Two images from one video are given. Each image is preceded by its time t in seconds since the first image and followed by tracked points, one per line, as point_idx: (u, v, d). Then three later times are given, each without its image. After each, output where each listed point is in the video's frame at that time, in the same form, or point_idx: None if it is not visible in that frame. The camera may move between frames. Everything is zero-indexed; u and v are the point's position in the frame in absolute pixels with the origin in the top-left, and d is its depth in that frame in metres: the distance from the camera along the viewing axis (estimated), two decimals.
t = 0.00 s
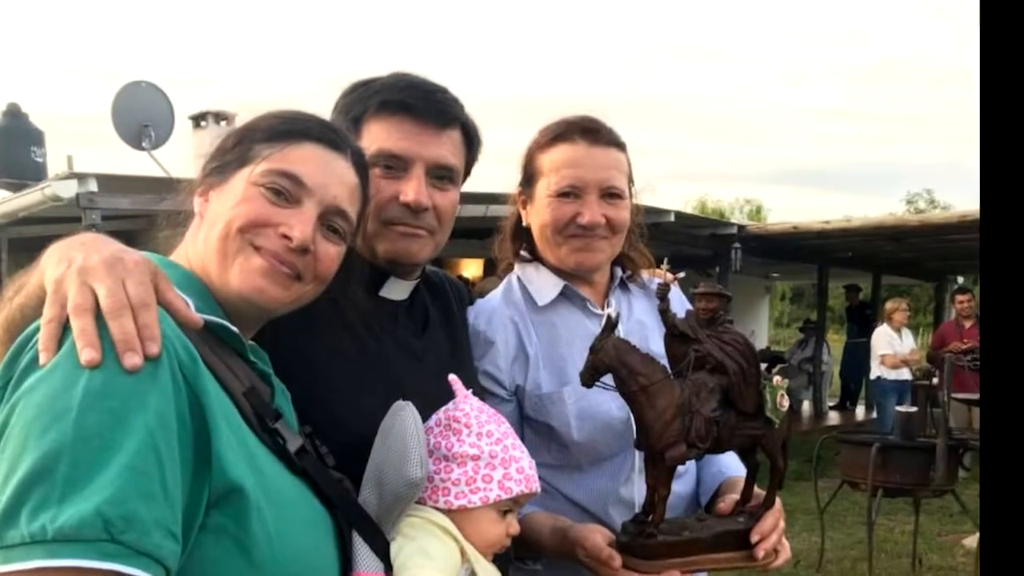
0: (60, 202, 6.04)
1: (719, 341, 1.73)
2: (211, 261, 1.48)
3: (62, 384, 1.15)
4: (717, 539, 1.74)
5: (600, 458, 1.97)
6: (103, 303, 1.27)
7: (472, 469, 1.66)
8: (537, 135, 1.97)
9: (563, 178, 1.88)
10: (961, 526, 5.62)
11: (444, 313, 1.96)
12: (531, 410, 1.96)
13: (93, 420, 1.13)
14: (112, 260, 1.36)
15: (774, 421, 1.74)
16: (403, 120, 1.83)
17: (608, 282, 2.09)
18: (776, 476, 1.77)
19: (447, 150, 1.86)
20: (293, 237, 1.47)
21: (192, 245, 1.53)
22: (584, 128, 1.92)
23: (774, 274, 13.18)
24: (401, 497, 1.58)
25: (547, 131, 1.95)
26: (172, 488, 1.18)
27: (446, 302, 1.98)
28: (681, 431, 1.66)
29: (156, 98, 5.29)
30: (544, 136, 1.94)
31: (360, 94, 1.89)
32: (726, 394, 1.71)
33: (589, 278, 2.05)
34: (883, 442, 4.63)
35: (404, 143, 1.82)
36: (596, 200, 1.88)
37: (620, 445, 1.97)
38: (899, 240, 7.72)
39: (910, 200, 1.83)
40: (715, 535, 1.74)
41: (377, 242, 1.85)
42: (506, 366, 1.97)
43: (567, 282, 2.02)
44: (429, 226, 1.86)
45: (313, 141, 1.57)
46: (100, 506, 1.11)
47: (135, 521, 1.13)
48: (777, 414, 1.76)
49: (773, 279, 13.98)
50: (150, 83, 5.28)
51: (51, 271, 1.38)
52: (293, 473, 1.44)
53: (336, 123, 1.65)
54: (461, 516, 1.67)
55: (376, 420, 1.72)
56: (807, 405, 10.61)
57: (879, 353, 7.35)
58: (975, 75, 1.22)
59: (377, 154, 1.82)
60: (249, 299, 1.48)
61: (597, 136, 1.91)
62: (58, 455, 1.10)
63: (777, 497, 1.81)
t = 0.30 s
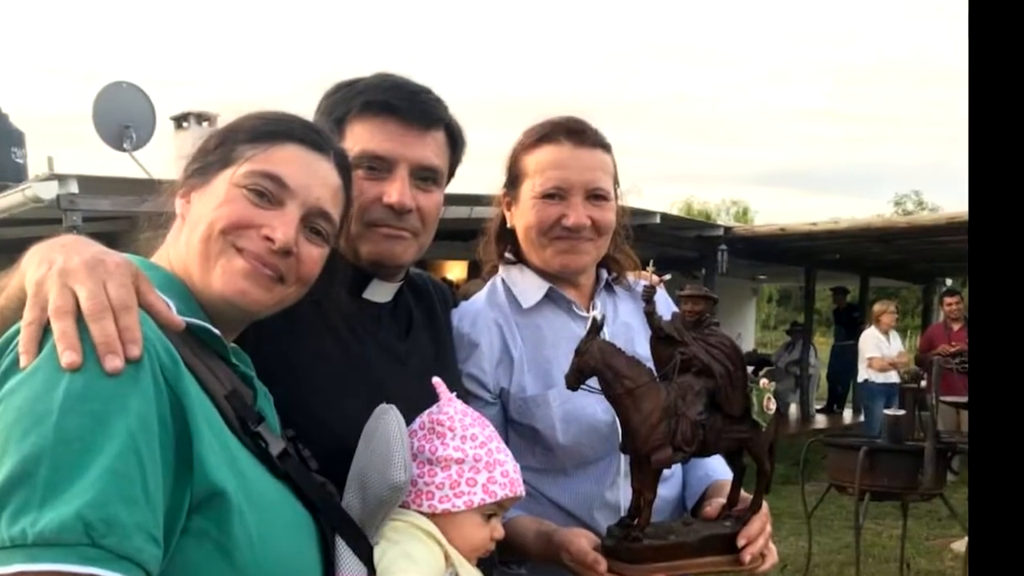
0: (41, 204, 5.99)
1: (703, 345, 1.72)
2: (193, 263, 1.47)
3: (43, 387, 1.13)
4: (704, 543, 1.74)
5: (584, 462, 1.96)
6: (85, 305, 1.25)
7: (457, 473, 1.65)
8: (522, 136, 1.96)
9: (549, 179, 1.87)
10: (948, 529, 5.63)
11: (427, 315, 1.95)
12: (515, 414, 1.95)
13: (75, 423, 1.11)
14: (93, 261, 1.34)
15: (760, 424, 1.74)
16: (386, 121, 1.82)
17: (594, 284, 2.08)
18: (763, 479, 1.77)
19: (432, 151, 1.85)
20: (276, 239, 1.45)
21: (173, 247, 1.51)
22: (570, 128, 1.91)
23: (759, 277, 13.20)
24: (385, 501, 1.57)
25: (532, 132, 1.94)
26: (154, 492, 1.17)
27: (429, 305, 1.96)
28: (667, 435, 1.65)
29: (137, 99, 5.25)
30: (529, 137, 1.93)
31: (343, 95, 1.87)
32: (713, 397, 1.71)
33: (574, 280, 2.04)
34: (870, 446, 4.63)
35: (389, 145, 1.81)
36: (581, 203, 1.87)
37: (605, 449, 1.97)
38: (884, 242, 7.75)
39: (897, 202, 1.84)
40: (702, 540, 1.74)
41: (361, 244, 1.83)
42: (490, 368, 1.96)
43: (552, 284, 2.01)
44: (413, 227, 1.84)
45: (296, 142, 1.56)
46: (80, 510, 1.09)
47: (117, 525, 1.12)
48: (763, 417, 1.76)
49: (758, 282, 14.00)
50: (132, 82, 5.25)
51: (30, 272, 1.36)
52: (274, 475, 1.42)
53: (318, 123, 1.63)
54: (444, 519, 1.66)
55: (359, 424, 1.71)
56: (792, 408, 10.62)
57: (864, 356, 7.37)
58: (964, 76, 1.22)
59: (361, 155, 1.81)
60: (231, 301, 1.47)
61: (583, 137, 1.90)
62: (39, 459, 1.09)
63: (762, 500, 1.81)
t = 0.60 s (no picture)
0: (19, 206, 5.93)
1: (687, 348, 1.72)
2: (172, 266, 1.45)
3: (20, 391, 1.12)
4: (688, 548, 1.73)
5: (567, 466, 1.95)
6: (63, 309, 1.23)
7: (439, 477, 1.64)
8: (505, 138, 1.95)
9: (532, 182, 1.86)
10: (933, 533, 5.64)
11: (409, 318, 1.94)
12: (497, 418, 1.94)
13: (53, 426, 1.09)
14: (71, 264, 1.32)
15: (745, 428, 1.73)
16: (367, 122, 1.81)
17: (577, 287, 2.07)
18: (749, 484, 1.76)
19: (414, 153, 1.83)
20: (256, 242, 1.43)
21: (152, 249, 1.49)
22: (553, 129, 1.90)
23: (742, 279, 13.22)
24: (366, 506, 1.55)
25: (515, 133, 1.93)
26: (133, 496, 1.14)
27: (411, 308, 1.95)
28: (651, 439, 1.64)
29: (117, 101, 5.20)
30: (512, 138, 1.92)
31: (324, 96, 1.86)
32: (697, 400, 1.69)
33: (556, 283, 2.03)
34: (856, 450, 4.64)
35: (371, 146, 1.80)
36: (564, 205, 1.86)
37: (588, 453, 1.95)
38: (867, 246, 7.77)
39: (884, 202, 1.85)
40: (686, 545, 1.73)
41: (342, 246, 1.82)
42: (472, 372, 1.95)
43: (535, 287, 2.00)
44: (395, 230, 1.83)
45: (277, 143, 1.54)
46: (58, 514, 1.07)
47: (95, 530, 1.10)
48: (749, 422, 1.74)
49: (741, 284, 14.03)
50: (112, 83, 5.20)
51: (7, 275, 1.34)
52: (254, 480, 1.41)
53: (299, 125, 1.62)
54: (426, 525, 1.64)
55: (340, 428, 1.70)
56: (777, 412, 10.64)
57: (848, 359, 7.38)
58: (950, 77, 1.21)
59: (342, 156, 1.80)
60: (211, 304, 1.45)
61: (566, 139, 1.89)
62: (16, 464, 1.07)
63: (746, 505, 1.80)
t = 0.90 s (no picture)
0: None
1: (673, 350, 1.71)
2: (154, 268, 1.43)
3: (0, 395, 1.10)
4: (674, 552, 1.72)
5: (552, 470, 1.94)
6: (44, 311, 1.21)
7: (423, 481, 1.63)
8: (490, 139, 1.94)
9: (517, 183, 1.85)
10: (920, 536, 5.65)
11: (393, 321, 1.92)
12: (482, 422, 1.92)
13: (34, 430, 1.08)
14: (52, 266, 1.30)
15: (732, 431, 1.73)
16: (351, 123, 1.80)
17: (562, 289, 2.06)
18: (735, 488, 1.76)
19: (398, 154, 1.82)
20: (239, 243, 1.42)
21: (133, 251, 1.47)
22: (538, 130, 1.89)
23: (727, 282, 13.24)
24: (349, 510, 1.54)
25: (500, 133, 1.92)
26: (115, 501, 1.13)
27: (395, 310, 1.93)
28: (637, 442, 1.63)
29: (98, 101, 5.16)
30: (497, 138, 1.91)
31: (307, 97, 1.84)
32: (683, 403, 1.69)
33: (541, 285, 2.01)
34: (844, 454, 4.65)
35: (354, 147, 1.78)
36: (549, 206, 1.85)
37: (573, 456, 1.95)
38: (852, 248, 7.78)
39: (872, 203, 1.86)
40: (672, 549, 1.72)
41: (325, 248, 1.80)
42: (456, 375, 1.93)
43: (520, 289, 1.98)
44: (378, 231, 1.82)
45: (260, 144, 1.53)
46: (40, 518, 1.05)
47: (78, 534, 1.08)
48: (735, 424, 1.73)
49: (727, 286, 14.05)
50: (92, 83, 5.16)
51: None
52: (236, 484, 1.39)
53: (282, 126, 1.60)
54: (410, 529, 1.63)
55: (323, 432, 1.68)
56: (763, 415, 10.66)
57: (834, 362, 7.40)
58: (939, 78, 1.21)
59: (326, 157, 1.79)
60: (194, 307, 1.43)
61: (551, 139, 1.89)
62: None
63: (733, 508, 1.79)
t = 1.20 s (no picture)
0: None
1: (656, 354, 1.70)
2: (133, 271, 1.41)
3: None
4: (658, 557, 1.71)
5: (534, 475, 1.92)
6: (21, 314, 1.19)
7: (404, 486, 1.61)
8: (472, 140, 1.93)
9: (499, 185, 1.84)
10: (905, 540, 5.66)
11: (375, 324, 1.91)
12: (464, 426, 1.91)
13: (10, 434, 1.07)
14: (30, 268, 1.27)
15: (716, 436, 1.72)
16: (332, 124, 1.78)
17: (545, 292, 2.05)
18: (719, 493, 1.75)
19: (379, 155, 1.80)
20: (219, 246, 1.40)
21: (112, 253, 1.45)
22: (521, 132, 1.88)
23: (710, 285, 13.25)
24: (330, 514, 1.52)
25: (483, 134, 1.90)
26: (94, 505, 1.11)
27: (376, 314, 1.92)
28: (620, 446, 1.62)
29: (78, 102, 5.11)
30: (480, 139, 1.90)
31: (287, 98, 1.82)
32: (668, 407, 1.68)
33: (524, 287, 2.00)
34: (830, 458, 4.66)
35: (334, 149, 1.77)
36: (531, 208, 1.84)
37: (556, 461, 1.93)
38: (835, 251, 7.80)
39: (858, 205, 1.87)
40: (656, 554, 1.71)
41: (305, 251, 1.79)
42: (438, 378, 1.92)
43: (502, 292, 1.97)
44: (359, 233, 1.80)
45: (239, 145, 1.51)
46: (17, 523, 1.04)
47: (56, 540, 1.07)
48: (719, 428, 1.73)
49: (711, 291, 14.08)
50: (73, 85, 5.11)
51: None
52: (216, 488, 1.37)
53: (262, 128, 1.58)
54: (392, 534, 1.61)
55: (304, 437, 1.67)
56: (747, 419, 10.68)
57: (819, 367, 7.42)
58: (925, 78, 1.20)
59: (305, 160, 1.76)
60: (173, 310, 1.41)
61: (534, 140, 1.88)
62: None
63: (718, 514, 1.79)
